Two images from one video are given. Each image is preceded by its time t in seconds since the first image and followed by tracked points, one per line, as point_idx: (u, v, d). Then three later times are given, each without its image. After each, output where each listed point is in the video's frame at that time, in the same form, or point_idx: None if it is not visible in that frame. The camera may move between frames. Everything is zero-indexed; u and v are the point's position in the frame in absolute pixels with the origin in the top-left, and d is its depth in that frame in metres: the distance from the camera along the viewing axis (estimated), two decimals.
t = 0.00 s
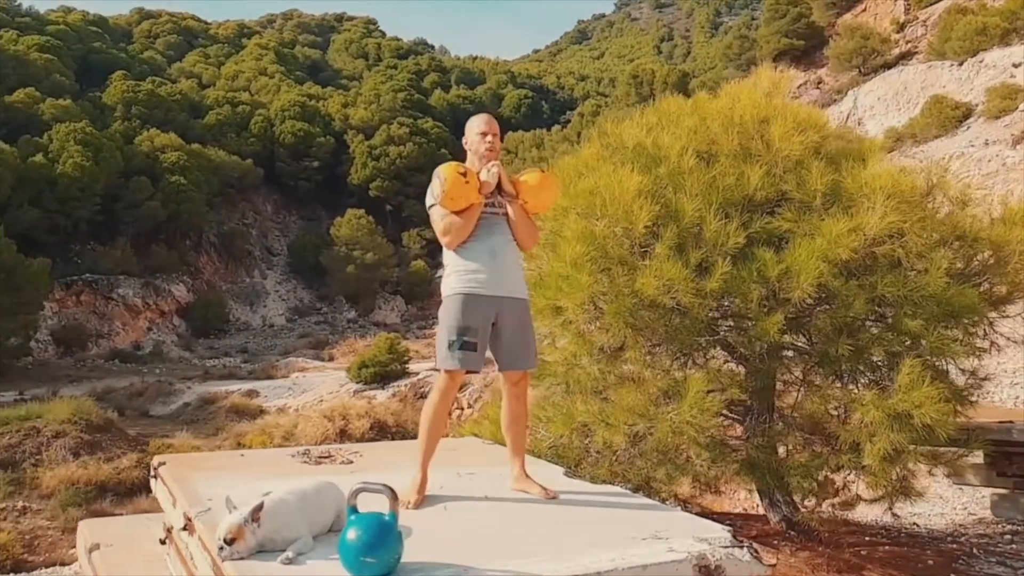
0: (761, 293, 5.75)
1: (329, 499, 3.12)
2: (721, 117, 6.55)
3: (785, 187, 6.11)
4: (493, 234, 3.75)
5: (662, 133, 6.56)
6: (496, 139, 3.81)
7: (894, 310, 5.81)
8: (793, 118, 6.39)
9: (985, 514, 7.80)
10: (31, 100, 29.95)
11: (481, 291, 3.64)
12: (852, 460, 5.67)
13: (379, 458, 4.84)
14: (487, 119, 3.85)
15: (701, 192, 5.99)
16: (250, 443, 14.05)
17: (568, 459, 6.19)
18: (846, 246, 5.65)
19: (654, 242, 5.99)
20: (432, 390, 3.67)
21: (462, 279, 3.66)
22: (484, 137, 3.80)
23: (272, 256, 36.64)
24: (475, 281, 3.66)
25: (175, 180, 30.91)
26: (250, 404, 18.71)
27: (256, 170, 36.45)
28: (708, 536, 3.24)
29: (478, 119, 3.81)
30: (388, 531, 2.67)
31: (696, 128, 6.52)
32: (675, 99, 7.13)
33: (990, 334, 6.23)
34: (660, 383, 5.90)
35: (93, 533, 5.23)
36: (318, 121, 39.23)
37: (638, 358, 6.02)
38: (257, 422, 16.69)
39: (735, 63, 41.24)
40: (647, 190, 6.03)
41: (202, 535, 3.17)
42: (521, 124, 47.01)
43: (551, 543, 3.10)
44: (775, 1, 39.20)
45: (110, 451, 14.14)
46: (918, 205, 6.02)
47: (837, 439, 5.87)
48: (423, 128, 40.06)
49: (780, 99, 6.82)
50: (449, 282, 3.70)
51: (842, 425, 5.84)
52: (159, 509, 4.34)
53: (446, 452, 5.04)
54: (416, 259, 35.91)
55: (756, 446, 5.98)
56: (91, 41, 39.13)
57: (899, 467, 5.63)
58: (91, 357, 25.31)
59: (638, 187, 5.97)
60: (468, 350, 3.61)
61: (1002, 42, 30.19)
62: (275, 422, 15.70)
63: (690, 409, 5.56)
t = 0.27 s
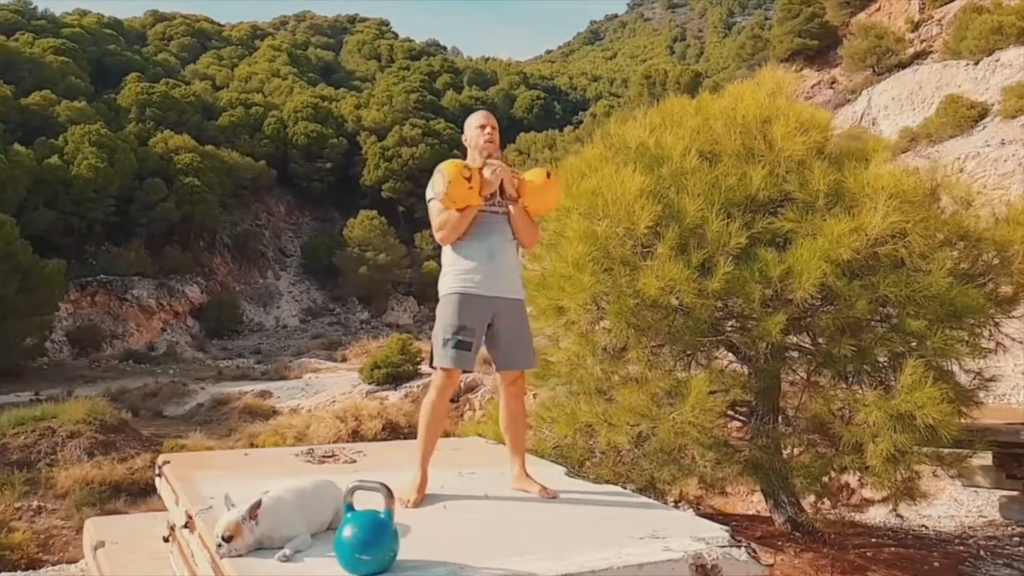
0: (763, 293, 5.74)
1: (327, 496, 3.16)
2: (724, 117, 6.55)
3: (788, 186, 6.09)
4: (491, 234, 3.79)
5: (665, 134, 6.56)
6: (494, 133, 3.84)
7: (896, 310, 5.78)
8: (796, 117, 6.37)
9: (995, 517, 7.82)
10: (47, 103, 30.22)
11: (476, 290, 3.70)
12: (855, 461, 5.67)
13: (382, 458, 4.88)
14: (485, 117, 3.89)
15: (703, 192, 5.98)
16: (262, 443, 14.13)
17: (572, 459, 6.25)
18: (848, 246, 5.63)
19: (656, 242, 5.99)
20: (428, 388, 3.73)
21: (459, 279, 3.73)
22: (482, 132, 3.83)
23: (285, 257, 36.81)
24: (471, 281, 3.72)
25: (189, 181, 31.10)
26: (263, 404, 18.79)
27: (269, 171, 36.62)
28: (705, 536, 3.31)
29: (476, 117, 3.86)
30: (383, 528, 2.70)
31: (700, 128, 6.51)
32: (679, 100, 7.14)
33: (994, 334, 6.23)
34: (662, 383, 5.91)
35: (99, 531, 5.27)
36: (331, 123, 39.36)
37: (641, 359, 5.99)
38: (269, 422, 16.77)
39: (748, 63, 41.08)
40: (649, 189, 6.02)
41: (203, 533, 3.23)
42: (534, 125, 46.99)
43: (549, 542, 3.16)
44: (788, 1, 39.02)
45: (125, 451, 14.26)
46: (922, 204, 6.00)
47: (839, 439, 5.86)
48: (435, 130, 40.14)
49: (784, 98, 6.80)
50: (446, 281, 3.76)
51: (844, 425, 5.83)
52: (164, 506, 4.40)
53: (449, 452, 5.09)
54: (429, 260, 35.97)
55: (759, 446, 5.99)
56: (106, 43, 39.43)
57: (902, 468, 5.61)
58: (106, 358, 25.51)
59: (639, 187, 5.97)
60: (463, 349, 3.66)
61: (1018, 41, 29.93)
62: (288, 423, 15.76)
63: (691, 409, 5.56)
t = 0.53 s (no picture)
0: (765, 293, 5.76)
1: (326, 497, 3.25)
2: (727, 117, 6.55)
3: (791, 187, 6.09)
4: (490, 232, 3.83)
5: (668, 135, 6.57)
6: (488, 138, 3.85)
7: (899, 310, 5.77)
8: (799, 117, 6.36)
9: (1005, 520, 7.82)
10: (61, 105, 30.46)
11: (474, 288, 3.75)
12: (858, 462, 5.66)
13: (385, 457, 4.94)
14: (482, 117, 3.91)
15: (706, 192, 5.98)
16: (274, 443, 14.20)
17: (575, 460, 6.27)
18: (851, 247, 5.62)
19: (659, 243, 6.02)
20: (428, 388, 3.75)
21: (458, 278, 3.77)
22: (477, 136, 3.85)
23: (297, 258, 36.97)
24: (470, 280, 3.76)
25: (202, 183, 31.26)
26: (275, 405, 18.86)
27: (281, 172, 36.77)
28: (704, 536, 3.35)
29: (472, 117, 3.87)
30: (380, 527, 2.81)
31: (703, 129, 6.52)
32: (684, 100, 7.14)
33: (999, 335, 6.22)
34: (663, 384, 5.92)
35: (104, 530, 5.30)
36: (342, 124, 39.47)
37: (643, 359, 6.03)
38: (281, 423, 16.83)
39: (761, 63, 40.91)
40: (651, 190, 6.04)
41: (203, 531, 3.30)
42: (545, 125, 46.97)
43: (547, 541, 3.21)
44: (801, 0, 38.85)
45: (137, 451, 14.37)
46: (926, 204, 5.97)
47: (842, 439, 5.86)
48: (447, 131, 40.18)
49: (789, 97, 6.78)
50: (444, 280, 3.81)
51: (846, 426, 5.82)
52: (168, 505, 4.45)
53: (452, 451, 5.15)
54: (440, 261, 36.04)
55: (763, 447, 6.00)
56: (120, 45, 39.69)
57: (905, 468, 5.62)
58: (119, 358, 25.68)
59: (642, 188, 5.98)
60: (460, 348, 3.70)
61: None
62: (299, 423, 15.81)
63: (693, 409, 5.57)
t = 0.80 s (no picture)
0: (768, 294, 5.78)
1: (327, 497, 3.27)
2: (731, 118, 6.58)
3: (795, 188, 6.12)
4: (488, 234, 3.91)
5: (672, 135, 6.59)
6: (485, 150, 3.97)
7: (904, 310, 5.79)
8: (804, 118, 6.39)
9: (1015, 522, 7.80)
10: (74, 106, 30.67)
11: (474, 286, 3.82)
12: (864, 463, 5.61)
13: (388, 457, 4.99)
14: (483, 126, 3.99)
15: (710, 192, 6.00)
16: (284, 442, 14.26)
17: (579, 460, 6.27)
18: (854, 248, 5.63)
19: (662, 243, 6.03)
20: (428, 388, 3.81)
21: (458, 277, 3.85)
22: (474, 147, 3.96)
23: (308, 258, 37.08)
24: (470, 279, 3.83)
25: (213, 183, 31.39)
26: (285, 405, 18.91)
27: (292, 173, 36.88)
28: (704, 537, 3.35)
29: (474, 126, 3.95)
30: (377, 527, 2.82)
31: (707, 129, 6.56)
32: (688, 101, 7.16)
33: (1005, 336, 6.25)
34: (666, 384, 5.94)
35: (107, 529, 5.34)
36: (353, 125, 39.56)
37: (646, 360, 6.11)
38: (291, 423, 16.88)
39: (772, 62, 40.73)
40: (654, 191, 6.06)
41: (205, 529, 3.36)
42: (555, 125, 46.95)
43: (546, 542, 3.22)
44: None
45: (148, 451, 14.44)
46: (930, 204, 5.98)
47: (846, 440, 5.86)
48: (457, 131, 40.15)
49: (794, 97, 6.80)
50: (444, 280, 3.89)
51: (850, 427, 5.81)
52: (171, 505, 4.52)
53: (456, 451, 5.20)
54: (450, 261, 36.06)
55: (767, 447, 6.01)
56: (132, 47, 39.92)
57: (909, 470, 5.59)
58: (131, 358, 25.82)
59: (644, 189, 6.00)
60: (459, 346, 3.77)
61: None
62: (310, 423, 15.85)
63: (696, 411, 5.59)
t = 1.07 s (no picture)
0: (772, 294, 5.81)
1: (324, 497, 3.36)
2: (736, 117, 6.62)
3: (799, 187, 6.17)
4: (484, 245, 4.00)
5: (677, 133, 6.61)
6: (486, 160, 4.04)
7: (908, 310, 5.83)
8: (809, 117, 6.42)
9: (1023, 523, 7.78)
10: (87, 106, 30.88)
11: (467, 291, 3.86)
12: (867, 463, 5.73)
13: (390, 457, 5.09)
14: (485, 131, 3.99)
15: (715, 191, 6.03)
16: (294, 441, 14.31)
17: (583, 460, 6.30)
18: (858, 248, 5.68)
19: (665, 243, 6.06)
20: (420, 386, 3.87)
21: (451, 281, 3.89)
22: (476, 157, 4.04)
23: (318, 258, 37.19)
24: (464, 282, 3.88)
25: (224, 183, 31.50)
26: (296, 404, 18.97)
27: (302, 173, 36.99)
28: (703, 537, 3.42)
29: (476, 134, 3.97)
30: (374, 526, 2.89)
31: (711, 128, 6.59)
32: (693, 99, 7.16)
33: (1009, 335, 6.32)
34: (670, 385, 6.01)
35: (111, 527, 5.39)
36: (364, 125, 39.64)
37: (649, 360, 6.16)
38: (301, 422, 16.93)
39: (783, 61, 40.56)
40: (658, 190, 6.06)
41: (204, 528, 3.44)
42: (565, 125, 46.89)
43: (545, 543, 3.30)
44: None
45: (159, 449, 14.52)
46: (935, 203, 6.02)
47: (850, 441, 5.92)
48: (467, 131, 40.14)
49: (799, 96, 6.86)
50: (440, 283, 3.94)
51: (853, 428, 5.87)
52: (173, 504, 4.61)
53: (459, 452, 5.30)
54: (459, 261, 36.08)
55: (773, 448, 6.06)
56: (144, 47, 40.13)
57: (913, 470, 5.72)
58: (142, 357, 25.97)
59: (648, 188, 6.00)
60: (449, 346, 3.82)
61: None
62: (319, 422, 15.88)
63: (699, 411, 5.66)
